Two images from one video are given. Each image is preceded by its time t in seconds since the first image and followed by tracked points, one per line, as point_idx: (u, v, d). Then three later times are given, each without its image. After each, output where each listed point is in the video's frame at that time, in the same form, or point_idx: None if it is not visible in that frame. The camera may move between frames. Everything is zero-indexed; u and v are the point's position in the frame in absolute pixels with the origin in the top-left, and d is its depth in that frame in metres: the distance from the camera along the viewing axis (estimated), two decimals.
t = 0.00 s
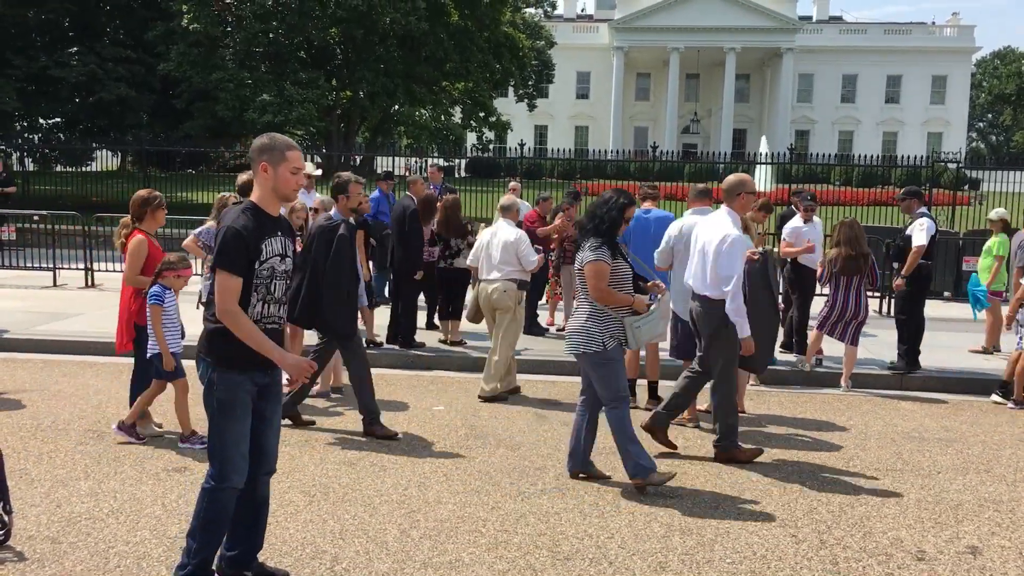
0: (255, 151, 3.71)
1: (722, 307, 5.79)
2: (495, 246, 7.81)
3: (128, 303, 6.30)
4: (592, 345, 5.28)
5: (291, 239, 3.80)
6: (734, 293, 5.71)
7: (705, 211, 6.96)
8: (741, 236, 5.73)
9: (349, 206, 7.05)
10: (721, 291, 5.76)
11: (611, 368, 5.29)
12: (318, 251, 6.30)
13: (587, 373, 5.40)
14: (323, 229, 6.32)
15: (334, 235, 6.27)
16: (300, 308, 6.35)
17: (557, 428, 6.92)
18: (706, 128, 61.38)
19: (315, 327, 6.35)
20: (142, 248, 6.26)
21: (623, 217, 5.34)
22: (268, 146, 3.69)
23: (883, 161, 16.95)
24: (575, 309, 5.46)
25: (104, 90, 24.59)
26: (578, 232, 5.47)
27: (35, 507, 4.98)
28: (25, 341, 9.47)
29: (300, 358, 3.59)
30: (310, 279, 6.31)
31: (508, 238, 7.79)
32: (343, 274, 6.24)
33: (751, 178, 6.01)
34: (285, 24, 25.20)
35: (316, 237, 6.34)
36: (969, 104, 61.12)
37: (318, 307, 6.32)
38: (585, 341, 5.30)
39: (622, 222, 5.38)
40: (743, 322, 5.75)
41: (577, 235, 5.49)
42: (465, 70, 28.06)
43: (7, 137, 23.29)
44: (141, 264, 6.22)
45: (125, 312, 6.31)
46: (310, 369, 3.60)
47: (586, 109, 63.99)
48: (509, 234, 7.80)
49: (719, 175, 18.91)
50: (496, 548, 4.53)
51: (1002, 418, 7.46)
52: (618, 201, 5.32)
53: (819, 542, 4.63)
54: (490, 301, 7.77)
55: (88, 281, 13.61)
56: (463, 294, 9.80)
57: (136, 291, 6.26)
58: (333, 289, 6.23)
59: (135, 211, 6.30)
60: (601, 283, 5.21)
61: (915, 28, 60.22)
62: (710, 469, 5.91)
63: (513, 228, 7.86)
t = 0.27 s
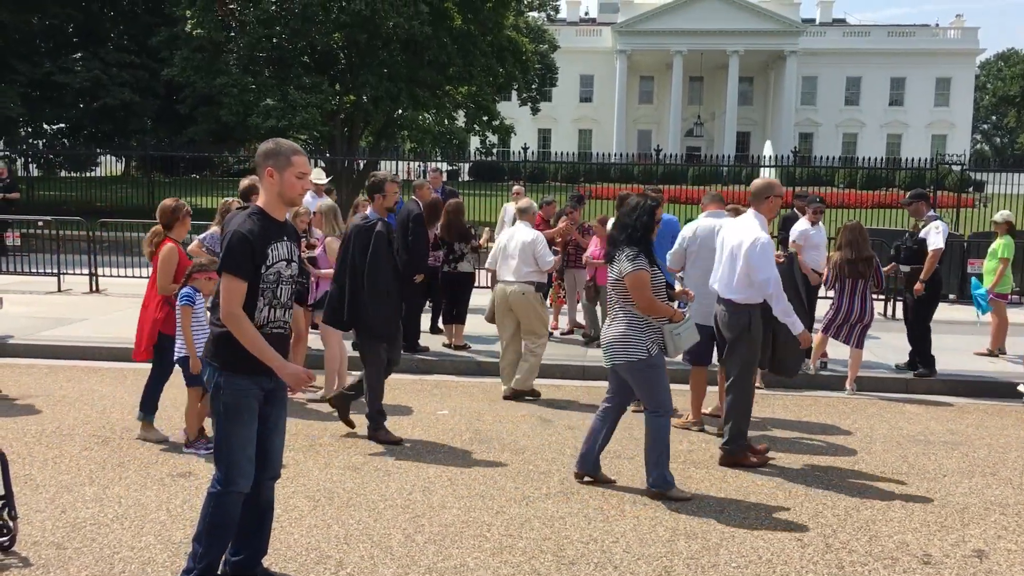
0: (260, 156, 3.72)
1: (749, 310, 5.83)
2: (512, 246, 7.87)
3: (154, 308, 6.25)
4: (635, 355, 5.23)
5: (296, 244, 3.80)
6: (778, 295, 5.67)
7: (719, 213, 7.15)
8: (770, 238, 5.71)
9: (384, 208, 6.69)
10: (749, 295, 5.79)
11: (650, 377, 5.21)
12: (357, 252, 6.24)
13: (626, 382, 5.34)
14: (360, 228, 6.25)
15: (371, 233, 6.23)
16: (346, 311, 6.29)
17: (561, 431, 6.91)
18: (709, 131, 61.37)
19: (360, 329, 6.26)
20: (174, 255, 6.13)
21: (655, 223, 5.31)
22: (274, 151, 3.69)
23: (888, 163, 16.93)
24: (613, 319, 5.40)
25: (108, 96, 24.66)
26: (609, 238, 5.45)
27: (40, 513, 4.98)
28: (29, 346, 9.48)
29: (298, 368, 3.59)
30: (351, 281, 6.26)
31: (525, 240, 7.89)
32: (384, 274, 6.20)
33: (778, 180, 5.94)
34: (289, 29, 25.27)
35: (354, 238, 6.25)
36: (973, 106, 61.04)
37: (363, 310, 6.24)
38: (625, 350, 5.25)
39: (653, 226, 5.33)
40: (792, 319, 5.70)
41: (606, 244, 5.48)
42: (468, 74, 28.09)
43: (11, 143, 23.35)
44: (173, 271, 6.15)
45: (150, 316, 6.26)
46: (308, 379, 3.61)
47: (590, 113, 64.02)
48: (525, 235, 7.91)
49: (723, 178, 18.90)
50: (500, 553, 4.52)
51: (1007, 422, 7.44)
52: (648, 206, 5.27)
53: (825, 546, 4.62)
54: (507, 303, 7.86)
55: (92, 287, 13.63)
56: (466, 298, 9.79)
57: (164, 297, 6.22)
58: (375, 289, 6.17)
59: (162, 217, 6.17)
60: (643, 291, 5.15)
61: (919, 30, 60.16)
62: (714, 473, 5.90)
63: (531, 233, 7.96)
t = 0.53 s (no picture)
0: (265, 161, 3.73)
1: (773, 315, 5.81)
2: (535, 252, 7.93)
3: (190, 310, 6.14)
4: (668, 357, 5.18)
5: (300, 250, 3.81)
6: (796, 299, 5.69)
7: (735, 216, 6.98)
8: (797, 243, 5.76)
9: (417, 212, 6.40)
10: (772, 300, 5.79)
11: (676, 379, 5.17)
12: (392, 255, 6.23)
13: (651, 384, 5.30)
14: (394, 233, 6.23)
15: (406, 237, 6.22)
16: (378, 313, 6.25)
17: (567, 435, 6.91)
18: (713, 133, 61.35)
19: (395, 331, 6.27)
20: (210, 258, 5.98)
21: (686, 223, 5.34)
22: (278, 157, 3.71)
23: (892, 165, 16.90)
24: (642, 322, 5.36)
25: (113, 101, 24.73)
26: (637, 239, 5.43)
27: (46, 517, 5.00)
28: (35, 351, 9.51)
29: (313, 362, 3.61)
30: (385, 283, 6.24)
31: (549, 246, 7.93)
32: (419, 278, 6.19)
33: (804, 186, 5.96)
34: (293, 33, 25.32)
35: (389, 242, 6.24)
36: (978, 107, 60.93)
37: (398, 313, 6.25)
38: (656, 353, 5.20)
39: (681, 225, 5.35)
40: (806, 326, 5.74)
41: (635, 248, 5.41)
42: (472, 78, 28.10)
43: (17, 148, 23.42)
44: (207, 272, 5.94)
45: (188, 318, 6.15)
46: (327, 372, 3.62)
47: (594, 116, 64.04)
48: (549, 242, 7.96)
49: (727, 180, 18.88)
50: (506, 556, 4.52)
51: (1014, 424, 7.42)
52: (675, 205, 5.29)
53: (831, 549, 4.61)
54: (529, 307, 7.91)
55: (98, 291, 13.66)
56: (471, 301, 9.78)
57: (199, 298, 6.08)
58: (411, 293, 6.15)
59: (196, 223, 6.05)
60: (687, 289, 5.14)
61: (923, 31, 60.08)
62: (720, 475, 5.89)
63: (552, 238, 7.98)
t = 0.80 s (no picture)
0: (266, 163, 3.73)
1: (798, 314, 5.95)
2: (553, 252, 7.96)
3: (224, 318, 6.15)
4: (687, 357, 5.15)
5: (302, 251, 3.81)
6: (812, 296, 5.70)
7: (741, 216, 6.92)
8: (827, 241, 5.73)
9: (456, 215, 6.43)
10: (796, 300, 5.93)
11: (691, 378, 5.15)
12: (431, 257, 6.24)
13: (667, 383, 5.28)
14: (433, 235, 6.26)
15: (445, 239, 6.24)
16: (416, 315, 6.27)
17: (570, 436, 6.90)
18: (716, 133, 61.31)
19: (434, 333, 6.28)
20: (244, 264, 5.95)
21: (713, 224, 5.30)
22: (279, 158, 3.70)
23: (896, 164, 16.87)
24: (665, 322, 5.33)
25: (116, 102, 24.76)
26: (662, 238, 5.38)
27: (49, 519, 4.99)
28: (38, 353, 9.51)
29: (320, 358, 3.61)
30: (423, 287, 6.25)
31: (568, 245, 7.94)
32: (456, 281, 6.20)
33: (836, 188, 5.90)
34: (295, 34, 25.34)
35: (428, 244, 6.26)
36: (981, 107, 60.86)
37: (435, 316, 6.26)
38: (675, 353, 5.18)
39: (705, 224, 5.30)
40: (818, 325, 5.68)
41: (660, 247, 5.35)
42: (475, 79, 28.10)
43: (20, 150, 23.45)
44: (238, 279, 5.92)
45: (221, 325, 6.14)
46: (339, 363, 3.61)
47: (596, 116, 64.01)
48: (568, 241, 7.96)
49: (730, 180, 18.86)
50: (508, 558, 4.51)
51: (1018, 424, 7.40)
52: (701, 205, 5.24)
53: (835, 550, 4.60)
54: (549, 306, 7.98)
55: (101, 293, 13.68)
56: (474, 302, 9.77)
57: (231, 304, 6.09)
58: (449, 295, 6.17)
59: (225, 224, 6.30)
60: (716, 290, 5.11)
61: (926, 31, 60.01)
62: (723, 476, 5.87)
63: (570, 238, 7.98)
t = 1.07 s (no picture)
0: (265, 163, 3.73)
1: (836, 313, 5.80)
2: (564, 251, 8.01)
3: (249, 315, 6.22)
4: (717, 361, 5.18)
5: (302, 251, 3.81)
6: (840, 289, 5.57)
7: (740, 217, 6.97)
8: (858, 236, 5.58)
9: (490, 212, 6.46)
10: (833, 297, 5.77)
11: (718, 380, 5.19)
12: (465, 253, 6.17)
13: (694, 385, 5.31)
14: (467, 232, 6.22)
15: (480, 235, 6.19)
16: (461, 314, 6.20)
17: (571, 435, 6.91)
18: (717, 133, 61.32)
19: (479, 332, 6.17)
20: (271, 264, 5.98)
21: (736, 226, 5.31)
22: (278, 158, 3.71)
23: (897, 164, 16.87)
24: (693, 327, 5.36)
25: (117, 103, 24.77)
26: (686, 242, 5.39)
27: (50, 519, 5.00)
28: (39, 354, 9.51)
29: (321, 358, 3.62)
30: (463, 284, 6.19)
31: (577, 245, 7.98)
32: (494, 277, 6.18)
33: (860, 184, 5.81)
34: (296, 35, 25.34)
35: (461, 242, 6.20)
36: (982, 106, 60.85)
37: (479, 309, 6.16)
38: (703, 358, 5.21)
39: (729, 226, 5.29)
40: (846, 319, 5.58)
41: (684, 252, 5.37)
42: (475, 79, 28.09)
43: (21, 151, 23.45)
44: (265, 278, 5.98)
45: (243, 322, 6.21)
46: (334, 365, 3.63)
47: (597, 116, 64.01)
48: (576, 241, 8.01)
49: (730, 180, 18.86)
50: (509, 558, 4.51)
51: (1018, 424, 7.40)
52: (725, 209, 5.22)
53: (836, 549, 4.60)
54: (561, 305, 8.05)
55: (102, 293, 13.69)
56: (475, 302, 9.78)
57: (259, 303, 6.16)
58: (490, 291, 6.15)
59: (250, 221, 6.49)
60: (745, 292, 5.12)
61: (927, 31, 59.99)
62: (724, 476, 5.88)
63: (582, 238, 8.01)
